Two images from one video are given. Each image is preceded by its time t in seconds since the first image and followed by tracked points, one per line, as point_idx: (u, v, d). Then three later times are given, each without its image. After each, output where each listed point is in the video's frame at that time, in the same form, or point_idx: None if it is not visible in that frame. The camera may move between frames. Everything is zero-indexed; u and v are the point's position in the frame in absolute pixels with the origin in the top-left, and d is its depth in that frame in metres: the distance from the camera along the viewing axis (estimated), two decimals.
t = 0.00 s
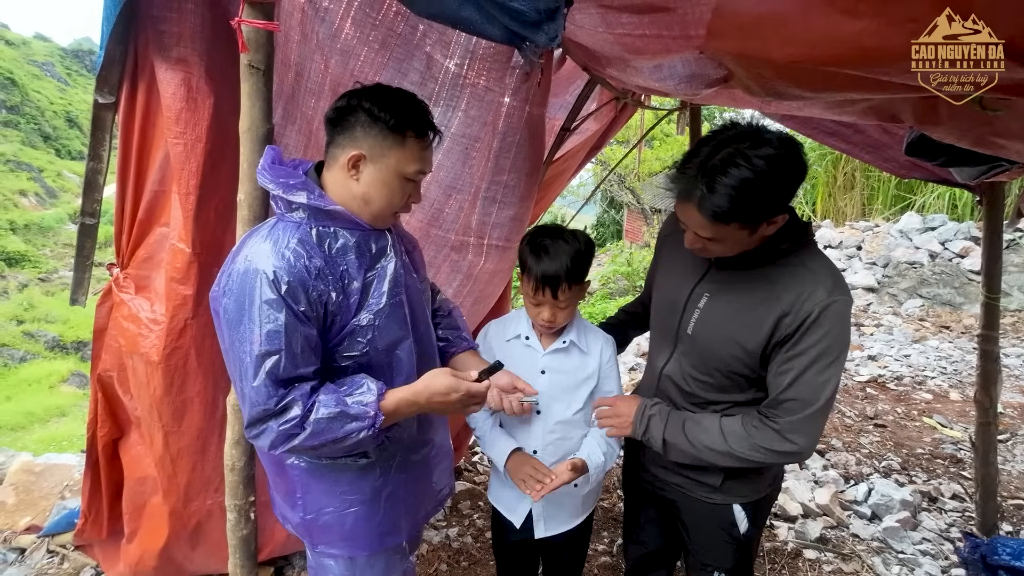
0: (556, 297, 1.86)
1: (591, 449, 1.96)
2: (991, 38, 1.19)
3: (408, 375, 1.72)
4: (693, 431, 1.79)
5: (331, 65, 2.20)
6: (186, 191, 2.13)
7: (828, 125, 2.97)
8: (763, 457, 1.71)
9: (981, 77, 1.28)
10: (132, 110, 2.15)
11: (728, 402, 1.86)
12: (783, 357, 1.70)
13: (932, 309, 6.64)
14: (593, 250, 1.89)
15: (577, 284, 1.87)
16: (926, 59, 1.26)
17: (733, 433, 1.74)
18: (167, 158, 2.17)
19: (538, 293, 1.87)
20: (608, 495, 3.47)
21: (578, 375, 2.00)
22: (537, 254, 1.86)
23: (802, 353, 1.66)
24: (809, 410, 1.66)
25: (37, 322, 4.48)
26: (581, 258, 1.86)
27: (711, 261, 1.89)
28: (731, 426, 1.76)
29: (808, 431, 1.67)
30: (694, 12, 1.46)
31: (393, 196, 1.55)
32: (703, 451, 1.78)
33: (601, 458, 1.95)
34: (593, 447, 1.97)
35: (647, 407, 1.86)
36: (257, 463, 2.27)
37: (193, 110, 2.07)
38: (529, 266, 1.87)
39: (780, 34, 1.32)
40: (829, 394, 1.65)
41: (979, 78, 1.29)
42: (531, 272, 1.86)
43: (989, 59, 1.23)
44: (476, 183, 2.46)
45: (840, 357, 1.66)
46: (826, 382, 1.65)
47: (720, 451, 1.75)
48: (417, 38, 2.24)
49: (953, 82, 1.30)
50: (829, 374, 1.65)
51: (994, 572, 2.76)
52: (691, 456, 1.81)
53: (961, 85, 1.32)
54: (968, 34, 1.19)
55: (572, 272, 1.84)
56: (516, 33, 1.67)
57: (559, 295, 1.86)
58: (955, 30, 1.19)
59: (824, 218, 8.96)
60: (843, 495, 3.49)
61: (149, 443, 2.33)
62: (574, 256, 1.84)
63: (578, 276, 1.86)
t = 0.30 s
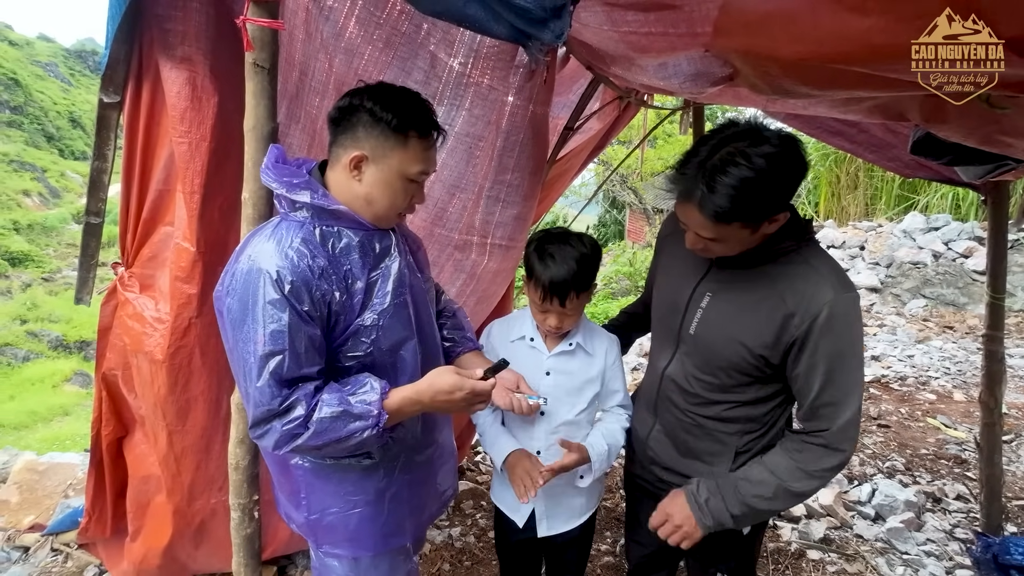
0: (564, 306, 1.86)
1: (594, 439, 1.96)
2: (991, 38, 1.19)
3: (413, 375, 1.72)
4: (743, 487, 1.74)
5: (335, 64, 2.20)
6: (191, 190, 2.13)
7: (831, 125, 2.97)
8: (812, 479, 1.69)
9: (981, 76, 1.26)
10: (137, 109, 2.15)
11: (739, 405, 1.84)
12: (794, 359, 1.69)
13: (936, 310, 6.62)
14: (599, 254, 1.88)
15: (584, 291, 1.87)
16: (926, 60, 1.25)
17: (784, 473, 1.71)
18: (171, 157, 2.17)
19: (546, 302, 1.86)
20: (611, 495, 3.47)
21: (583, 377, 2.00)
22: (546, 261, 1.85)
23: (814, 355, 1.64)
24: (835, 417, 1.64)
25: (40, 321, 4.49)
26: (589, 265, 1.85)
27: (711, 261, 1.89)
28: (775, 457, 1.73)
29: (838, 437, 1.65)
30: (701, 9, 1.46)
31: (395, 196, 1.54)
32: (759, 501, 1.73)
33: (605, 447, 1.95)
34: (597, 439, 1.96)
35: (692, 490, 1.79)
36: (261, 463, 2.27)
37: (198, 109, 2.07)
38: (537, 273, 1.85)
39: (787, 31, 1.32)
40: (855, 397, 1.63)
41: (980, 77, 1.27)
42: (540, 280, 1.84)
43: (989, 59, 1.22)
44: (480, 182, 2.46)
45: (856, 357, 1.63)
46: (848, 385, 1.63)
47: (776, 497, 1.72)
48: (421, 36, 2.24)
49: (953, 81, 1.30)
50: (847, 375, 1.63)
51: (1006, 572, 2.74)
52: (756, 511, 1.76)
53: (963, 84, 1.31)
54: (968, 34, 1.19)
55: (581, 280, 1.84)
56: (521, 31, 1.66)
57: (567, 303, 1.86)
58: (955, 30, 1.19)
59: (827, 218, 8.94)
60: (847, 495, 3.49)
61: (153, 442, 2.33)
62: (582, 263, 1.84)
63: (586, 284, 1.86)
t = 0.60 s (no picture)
0: (570, 309, 1.86)
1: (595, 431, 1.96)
2: (991, 38, 1.19)
3: (414, 375, 1.71)
4: (791, 545, 1.70)
5: (337, 64, 2.19)
6: (193, 191, 2.12)
7: (834, 124, 2.96)
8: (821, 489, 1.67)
9: (982, 76, 1.27)
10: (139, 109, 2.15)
11: (742, 408, 1.83)
12: (797, 362, 1.67)
13: (939, 310, 6.60)
14: (606, 257, 1.87)
15: (591, 294, 1.86)
16: (926, 60, 1.25)
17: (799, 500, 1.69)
18: (173, 157, 2.17)
19: (553, 305, 1.85)
20: (613, 496, 3.46)
21: (586, 378, 1.99)
22: (552, 263, 1.84)
23: (815, 358, 1.62)
24: (839, 422, 1.62)
25: (43, 321, 4.50)
26: (597, 269, 1.84)
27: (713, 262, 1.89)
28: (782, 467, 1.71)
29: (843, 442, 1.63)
30: (704, 9, 1.45)
31: (394, 190, 1.52)
32: (811, 549, 1.69)
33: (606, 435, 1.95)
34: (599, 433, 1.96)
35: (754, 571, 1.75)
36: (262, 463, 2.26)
37: (200, 109, 2.07)
38: (544, 275, 1.84)
39: (791, 30, 1.31)
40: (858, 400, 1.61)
41: (979, 78, 1.28)
42: (547, 282, 1.83)
43: (989, 59, 1.22)
44: (481, 182, 2.46)
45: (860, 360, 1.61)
46: (854, 390, 1.61)
47: (818, 539, 1.69)
48: (423, 36, 2.23)
49: (953, 81, 1.30)
50: (850, 379, 1.60)
51: None
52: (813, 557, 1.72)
53: (962, 84, 1.32)
54: (968, 34, 1.19)
55: (588, 283, 1.83)
56: (524, 29, 1.67)
57: (573, 306, 1.85)
58: (955, 30, 1.18)
59: (829, 218, 8.93)
60: (849, 497, 3.47)
61: (155, 442, 2.33)
62: (590, 266, 1.83)
63: (594, 287, 1.85)
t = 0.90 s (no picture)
0: (572, 313, 1.84)
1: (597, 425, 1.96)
2: (990, 38, 1.20)
3: (415, 374, 1.69)
4: (787, 540, 1.68)
5: (337, 63, 2.18)
6: (192, 190, 2.11)
7: (838, 124, 2.94)
8: (823, 491, 1.65)
9: (981, 77, 1.28)
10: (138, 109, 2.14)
11: (746, 410, 1.81)
12: (802, 364, 1.65)
13: (943, 311, 6.57)
14: (608, 262, 1.86)
15: (593, 298, 1.84)
16: (926, 60, 1.25)
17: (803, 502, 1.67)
18: (173, 156, 2.15)
19: (556, 309, 1.84)
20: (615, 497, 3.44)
21: (589, 379, 1.98)
22: (554, 266, 1.82)
23: (821, 360, 1.61)
24: (844, 423, 1.60)
25: (47, 320, 4.48)
26: (599, 274, 1.83)
27: (717, 262, 1.87)
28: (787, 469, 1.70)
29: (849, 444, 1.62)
30: (708, 6, 1.43)
31: (389, 184, 1.49)
32: (807, 545, 1.68)
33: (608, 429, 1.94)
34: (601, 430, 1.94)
35: (749, 566, 1.73)
36: (262, 464, 2.25)
37: (199, 108, 2.05)
38: (546, 279, 1.82)
39: (796, 28, 1.28)
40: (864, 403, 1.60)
41: (979, 77, 1.28)
42: (549, 286, 1.81)
43: (989, 59, 1.23)
44: (483, 182, 2.45)
45: (866, 362, 1.59)
46: (859, 392, 1.59)
47: (815, 537, 1.67)
48: (424, 35, 2.21)
49: (953, 81, 1.31)
50: (856, 381, 1.59)
51: None
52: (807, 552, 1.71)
53: (963, 82, 1.32)
54: (968, 34, 1.19)
55: (590, 288, 1.81)
56: (524, 27, 1.66)
57: (575, 311, 1.83)
58: (955, 30, 1.17)
59: (833, 218, 8.89)
60: (853, 499, 3.45)
61: (155, 443, 2.31)
62: (592, 270, 1.81)
63: (596, 292, 1.83)
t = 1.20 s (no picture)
0: (572, 314, 1.83)
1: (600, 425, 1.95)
2: (990, 38, 1.19)
3: (414, 377, 1.69)
4: (776, 541, 1.67)
5: (337, 63, 2.17)
6: (192, 192, 2.11)
7: (840, 125, 2.93)
8: (820, 495, 1.64)
9: (981, 76, 1.26)
10: (138, 110, 2.13)
11: (747, 413, 1.80)
12: (805, 367, 1.64)
13: (947, 312, 6.54)
14: (610, 263, 1.84)
15: (594, 299, 1.83)
16: (926, 59, 1.24)
17: (803, 507, 1.65)
18: (173, 158, 2.15)
19: (556, 310, 1.83)
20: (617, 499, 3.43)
21: (591, 381, 1.97)
22: (555, 267, 1.80)
23: (823, 362, 1.59)
24: (845, 427, 1.59)
25: (51, 320, 4.46)
26: (600, 274, 1.81)
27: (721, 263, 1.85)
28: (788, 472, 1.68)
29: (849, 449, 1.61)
30: (710, 7, 1.42)
31: (384, 182, 1.48)
32: (795, 548, 1.66)
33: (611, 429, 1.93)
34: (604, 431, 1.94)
35: (734, 562, 1.74)
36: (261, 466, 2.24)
37: (199, 110, 2.05)
38: (546, 279, 1.81)
39: (800, 28, 1.27)
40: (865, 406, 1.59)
41: (979, 78, 1.27)
42: (549, 287, 1.80)
43: (989, 60, 1.22)
44: (484, 183, 2.44)
45: (869, 365, 1.58)
46: (861, 395, 1.58)
47: (806, 540, 1.66)
48: (425, 36, 2.20)
49: (954, 81, 1.29)
50: (858, 385, 1.58)
51: None
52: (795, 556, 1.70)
53: (963, 84, 1.31)
54: (968, 34, 1.19)
55: (591, 289, 1.80)
56: (524, 28, 1.65)
57: (576, 312, 1.82)
58: (955, 30, 1.17)
59: (836, 219, 8.87)
60: (856, 501, 3.43)
61: (155, 444, 2.31)
62: (593, 270, 1.80)
63: (596, 292, 1.82)
